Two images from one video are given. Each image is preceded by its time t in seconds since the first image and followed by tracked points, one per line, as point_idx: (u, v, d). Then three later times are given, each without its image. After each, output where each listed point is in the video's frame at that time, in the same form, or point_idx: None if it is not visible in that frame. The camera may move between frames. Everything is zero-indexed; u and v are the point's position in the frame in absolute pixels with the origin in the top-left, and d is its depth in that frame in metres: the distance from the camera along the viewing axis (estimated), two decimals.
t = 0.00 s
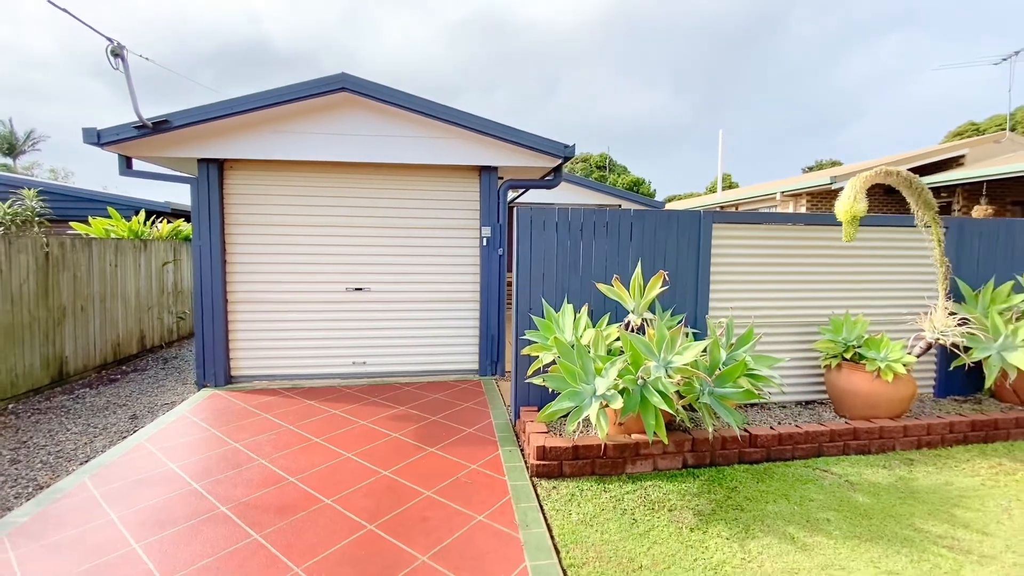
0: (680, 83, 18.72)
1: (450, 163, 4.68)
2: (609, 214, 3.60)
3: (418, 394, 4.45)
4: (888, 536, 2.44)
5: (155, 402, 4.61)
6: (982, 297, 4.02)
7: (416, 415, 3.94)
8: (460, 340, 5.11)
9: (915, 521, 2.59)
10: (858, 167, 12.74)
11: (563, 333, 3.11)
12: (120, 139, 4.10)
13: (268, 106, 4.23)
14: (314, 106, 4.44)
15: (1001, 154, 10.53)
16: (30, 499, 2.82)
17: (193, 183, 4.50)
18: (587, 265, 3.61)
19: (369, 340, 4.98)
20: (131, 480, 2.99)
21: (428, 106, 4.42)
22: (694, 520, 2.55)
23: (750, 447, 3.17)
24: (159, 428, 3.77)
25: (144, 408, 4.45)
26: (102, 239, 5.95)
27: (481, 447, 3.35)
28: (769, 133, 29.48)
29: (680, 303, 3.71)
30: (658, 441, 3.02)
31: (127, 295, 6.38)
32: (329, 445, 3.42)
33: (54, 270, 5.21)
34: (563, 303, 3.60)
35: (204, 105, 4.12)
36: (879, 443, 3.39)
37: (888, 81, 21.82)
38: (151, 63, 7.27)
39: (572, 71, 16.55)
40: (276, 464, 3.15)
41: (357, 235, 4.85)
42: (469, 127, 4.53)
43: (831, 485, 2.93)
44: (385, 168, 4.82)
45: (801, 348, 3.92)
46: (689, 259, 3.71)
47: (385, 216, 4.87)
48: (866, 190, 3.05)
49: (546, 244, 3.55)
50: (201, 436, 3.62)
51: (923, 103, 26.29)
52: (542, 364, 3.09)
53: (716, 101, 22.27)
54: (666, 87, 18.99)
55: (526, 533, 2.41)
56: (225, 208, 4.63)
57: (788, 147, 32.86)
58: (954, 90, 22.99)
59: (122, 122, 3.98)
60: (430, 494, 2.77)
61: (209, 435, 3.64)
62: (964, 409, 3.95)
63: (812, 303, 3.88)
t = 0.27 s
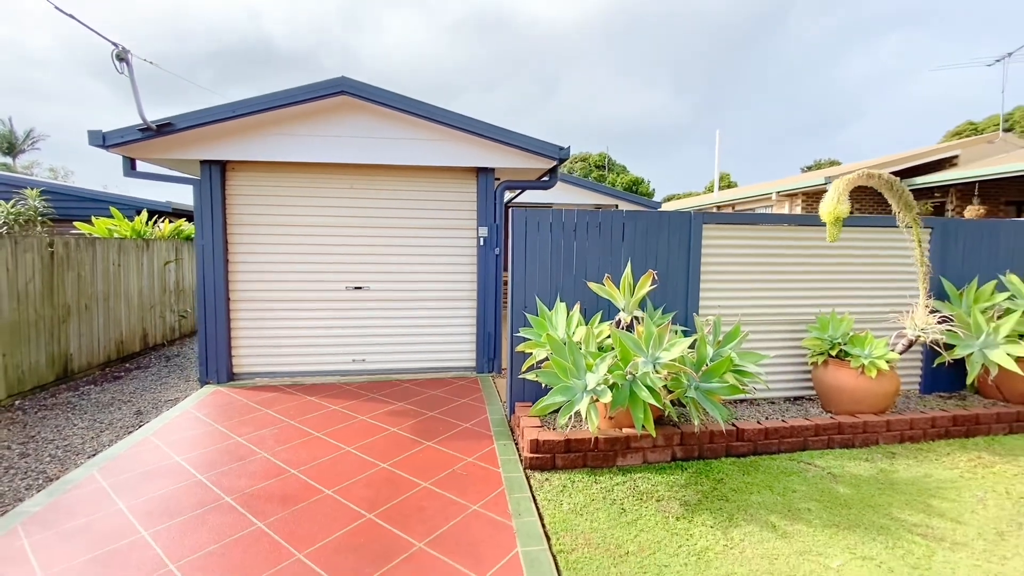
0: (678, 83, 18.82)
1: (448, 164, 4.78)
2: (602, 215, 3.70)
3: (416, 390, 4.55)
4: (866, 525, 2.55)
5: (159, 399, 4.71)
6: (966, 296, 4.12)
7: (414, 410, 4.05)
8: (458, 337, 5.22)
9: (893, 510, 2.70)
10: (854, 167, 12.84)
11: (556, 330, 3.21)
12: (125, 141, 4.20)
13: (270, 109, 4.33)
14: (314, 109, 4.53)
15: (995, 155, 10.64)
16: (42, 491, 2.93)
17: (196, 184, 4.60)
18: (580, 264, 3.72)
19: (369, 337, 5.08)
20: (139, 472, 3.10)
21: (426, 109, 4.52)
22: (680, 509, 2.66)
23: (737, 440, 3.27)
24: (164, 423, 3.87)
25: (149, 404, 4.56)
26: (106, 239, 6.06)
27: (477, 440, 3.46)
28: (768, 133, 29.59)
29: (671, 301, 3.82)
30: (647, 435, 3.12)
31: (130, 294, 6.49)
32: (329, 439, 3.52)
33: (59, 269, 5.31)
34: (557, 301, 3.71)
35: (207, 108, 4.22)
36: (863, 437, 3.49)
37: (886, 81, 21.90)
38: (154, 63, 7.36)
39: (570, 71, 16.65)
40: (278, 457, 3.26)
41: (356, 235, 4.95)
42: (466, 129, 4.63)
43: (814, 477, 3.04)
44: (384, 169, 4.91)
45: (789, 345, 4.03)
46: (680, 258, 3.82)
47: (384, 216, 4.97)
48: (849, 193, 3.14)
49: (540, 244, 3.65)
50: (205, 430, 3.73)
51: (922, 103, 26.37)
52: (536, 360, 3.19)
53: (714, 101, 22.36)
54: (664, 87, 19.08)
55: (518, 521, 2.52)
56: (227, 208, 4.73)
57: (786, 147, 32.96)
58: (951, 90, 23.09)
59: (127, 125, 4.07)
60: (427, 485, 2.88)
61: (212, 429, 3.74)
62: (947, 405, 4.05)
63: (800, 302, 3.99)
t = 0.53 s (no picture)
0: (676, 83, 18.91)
1: (444, 164, 4.87)
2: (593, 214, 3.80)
3: (412, 386, 4.65)
4: (843, 513, 2.65)
5: (160, 394, 4.81)
6: (949, 294, 4.22)
7: (411, 405, 4.15)
8: (454, 334, 5.32)
9: (871, 499, 2.81)
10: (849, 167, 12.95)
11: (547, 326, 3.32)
12: (127, 142, 4.29)
13: (269, 111, 4.42)
14: (312, 110, 4.62)
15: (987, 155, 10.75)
16: (49, 481, 3.02)
17: (196, 184, 4.69)
18: (572, 262, 3.81)
19: (366, 335, 5.18)
20: (143, 464, 3.20)
21: (423, 110, 4.61)
22: (666, 498, 2.76)
23: (723, 433, 3.38)
24: (166, 417, 3.97)
25: (151, 399, 4.65)
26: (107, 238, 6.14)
27: (471, 434, 3.56)
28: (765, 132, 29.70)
29: (661, 299, 3.92)
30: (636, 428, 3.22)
31: (131, 292, 6.57)
32: (328, 433, 3.63)
33: (61, 267, 5.40)
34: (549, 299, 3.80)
35: (208, 110, 4.30)
36: (846, 430, 3.60)
37: (884, 81, 22.00)
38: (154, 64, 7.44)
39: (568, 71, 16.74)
40: (278, 449, 3.36)
41: (354, 234, 5.05)
42: (462, 130, 4.72)
43: (796, 468, 3.14)
44: (381, 169, 5.01)
45: (776, 342, 4.13)
46: (669, 257, 3.92)
47: (381, 215, 5.06)
48: (831, 193, 3.25)
49: (533, 243, 3.75)
50: (206, 424, 3.82)
51: (919, 103, 26.48)
52: (527, 355, 3.30)
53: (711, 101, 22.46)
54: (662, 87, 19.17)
55: (509, 509, 2.62)
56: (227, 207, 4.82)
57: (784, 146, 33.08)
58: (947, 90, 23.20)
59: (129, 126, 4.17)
60: (422, 475, 2.98)
61: (214, 423, 3.84)
62: (930, 399, 4.16)
63: (787, 299, 4.09)
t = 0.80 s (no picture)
0: (673, 82, 19.00)
1: (440, 163, 4.96)
2: (585, 213, 3.89)
3: (408, 381, 4.75)
4: (824, 500, 2.75)
5: (161, 389, 4.89)
6: (933, 291, 4.32)
7: (407, 399, 4.24)
8: (450, 331, 5.41)
9: (850, 487, 2.91)
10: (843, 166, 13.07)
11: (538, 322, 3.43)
12: (128, 141, 4.37)
13: (268, 111, 4.50)
14: (310, 110, 4.70)
15: (979, 155, 10.87)
16: (55, 472, 3.11)
17: (196, 182, 4.77)
18: (564, 260, 3.91)
19: (364, 331, 5.27)
20: (145, 455, 3.29)
21: (419, 111, 4.70)
22: (652, 487, 2.86)
23: (710, 425, 3.47)
24: (168, 411, 4.06)
25: (152, 394, 4.74)
26: (108, 235, 6.22)
27: (465, 426, 3.66)
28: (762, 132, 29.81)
29: (651, 295, 4.02)
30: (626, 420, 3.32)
31: (131, 289, 6.65)
32: (325, 425, 3.72)
33: (63, 264, 5.47)
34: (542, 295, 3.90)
35: (207, 110, 4.38)
36: (830, 423, 3.70)
37: (881, 81, 22.11)
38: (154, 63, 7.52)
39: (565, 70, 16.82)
40: (277, 441, 3.45)
41: (352, 231, 5.13)
42: (459, 130, 4.81)
43: (780, 459, 3.25)
44: (379, 168, 5.09)
45: (764, 338, 4.23)
46: (660, 254, 4.01)
47: (379, 213, 5.15)
48: (815, 193, 3.34)
49: (527, 241, 3.84)
50: (206, 417, 3.91)
51: (916, 103, 26.60)
52: (520, 350, 3.40)
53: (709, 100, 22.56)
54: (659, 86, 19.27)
55: (501, 497, 2.73)
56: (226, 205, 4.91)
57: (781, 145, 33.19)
58: (943, 90, 23.33)
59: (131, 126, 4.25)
60: (417, 466, 3.08)
61: (214, 416, 3.94)
62: (914, 393, 4.26)
63: (773, 296, 4.19)
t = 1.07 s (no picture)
0: (670, 81, 19.08)
1: (438, 163, 5.03)
2: (579, 211, 3.97)
3: (406, 377, 4.83)
4: (808, 490, 2.84)
5: (163, 385, 4.97)
6: (920, 288, 4.41)
7: (405, 394, 4.33)
8: (447, 328, 5.50)
9: (834, 478, 3.00)
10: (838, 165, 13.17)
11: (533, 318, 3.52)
12: (130, 141, 4.44)
13: (268, 111, 4.57)
14: (309, 110, 4.77)
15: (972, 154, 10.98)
16: (61, 464, 3.19)
17: (197, 181, 4.84)
18: (559, 258, 3.99)
19: (363, 327, 5.35)
20: (149, 448, 3.37)
21: (417, 111, 4.77)
22: (642, 477, 2.95)
23: (700, 419, 3.56)
24: (170, 406, 4.14)
25: (154, 390, 4.81)
26: (109, 234, 6.29)
27: (462, 420, 3.75)
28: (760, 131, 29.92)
29: (643, 292, 4.11)
30: (618, 413, 3.41)
31: (132, 287, 6.72)
32: (324, 419, 3.81)
33: (65, 262, 5.54)
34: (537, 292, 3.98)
35: (208, 110, 4.45)
36: (818, 417, 3.79)
37: (878, 80, 22.19)
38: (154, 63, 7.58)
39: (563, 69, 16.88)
40: (277, 435, 3.53)
41: (351, 230, 5.21)
42: (456, 130, 4.88)
43: (768, 451, 3.34)
44: (377, 168, 5.17)
45: (755, 334, 4.31)
46: (653, 252, 4.09)
47: (377, 212, 5.23)
48: (802, 192, 3.44)
49: (522, 239, 3.93)
50: (209, 412, 4.00)
51: (914, 102, 26.69)
52: (515, 345, 3.49)
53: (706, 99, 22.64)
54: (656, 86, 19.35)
55: (495, 487, 2.82)
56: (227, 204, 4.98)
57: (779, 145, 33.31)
58: (939, 89, 23.45)
59: (132, 126, 4.32)
60: (414, 458, 3.17)
61: (216, 411, 4.02)
62: (901, 388, 4.35)
63: (764, 293, 4.27)
